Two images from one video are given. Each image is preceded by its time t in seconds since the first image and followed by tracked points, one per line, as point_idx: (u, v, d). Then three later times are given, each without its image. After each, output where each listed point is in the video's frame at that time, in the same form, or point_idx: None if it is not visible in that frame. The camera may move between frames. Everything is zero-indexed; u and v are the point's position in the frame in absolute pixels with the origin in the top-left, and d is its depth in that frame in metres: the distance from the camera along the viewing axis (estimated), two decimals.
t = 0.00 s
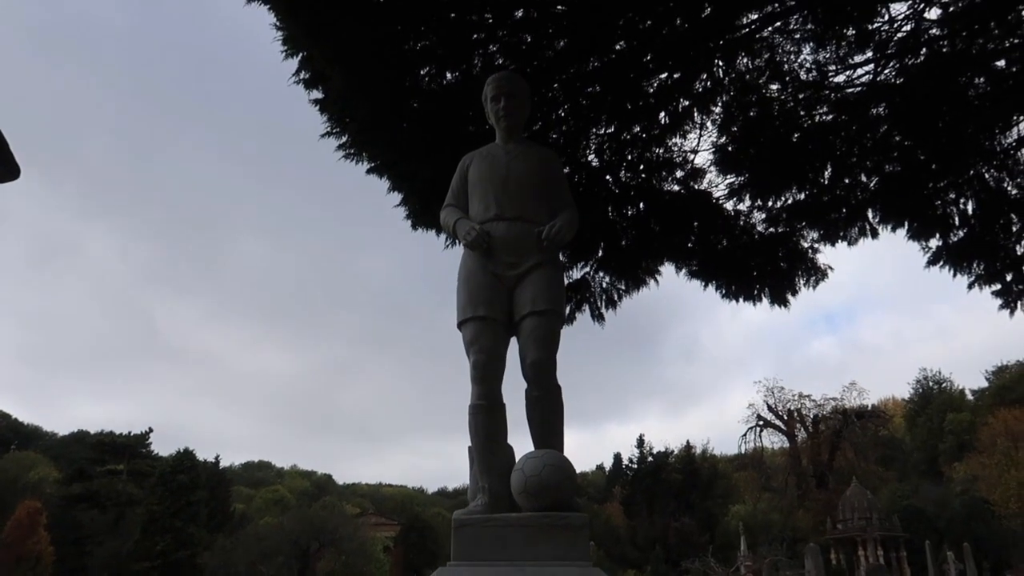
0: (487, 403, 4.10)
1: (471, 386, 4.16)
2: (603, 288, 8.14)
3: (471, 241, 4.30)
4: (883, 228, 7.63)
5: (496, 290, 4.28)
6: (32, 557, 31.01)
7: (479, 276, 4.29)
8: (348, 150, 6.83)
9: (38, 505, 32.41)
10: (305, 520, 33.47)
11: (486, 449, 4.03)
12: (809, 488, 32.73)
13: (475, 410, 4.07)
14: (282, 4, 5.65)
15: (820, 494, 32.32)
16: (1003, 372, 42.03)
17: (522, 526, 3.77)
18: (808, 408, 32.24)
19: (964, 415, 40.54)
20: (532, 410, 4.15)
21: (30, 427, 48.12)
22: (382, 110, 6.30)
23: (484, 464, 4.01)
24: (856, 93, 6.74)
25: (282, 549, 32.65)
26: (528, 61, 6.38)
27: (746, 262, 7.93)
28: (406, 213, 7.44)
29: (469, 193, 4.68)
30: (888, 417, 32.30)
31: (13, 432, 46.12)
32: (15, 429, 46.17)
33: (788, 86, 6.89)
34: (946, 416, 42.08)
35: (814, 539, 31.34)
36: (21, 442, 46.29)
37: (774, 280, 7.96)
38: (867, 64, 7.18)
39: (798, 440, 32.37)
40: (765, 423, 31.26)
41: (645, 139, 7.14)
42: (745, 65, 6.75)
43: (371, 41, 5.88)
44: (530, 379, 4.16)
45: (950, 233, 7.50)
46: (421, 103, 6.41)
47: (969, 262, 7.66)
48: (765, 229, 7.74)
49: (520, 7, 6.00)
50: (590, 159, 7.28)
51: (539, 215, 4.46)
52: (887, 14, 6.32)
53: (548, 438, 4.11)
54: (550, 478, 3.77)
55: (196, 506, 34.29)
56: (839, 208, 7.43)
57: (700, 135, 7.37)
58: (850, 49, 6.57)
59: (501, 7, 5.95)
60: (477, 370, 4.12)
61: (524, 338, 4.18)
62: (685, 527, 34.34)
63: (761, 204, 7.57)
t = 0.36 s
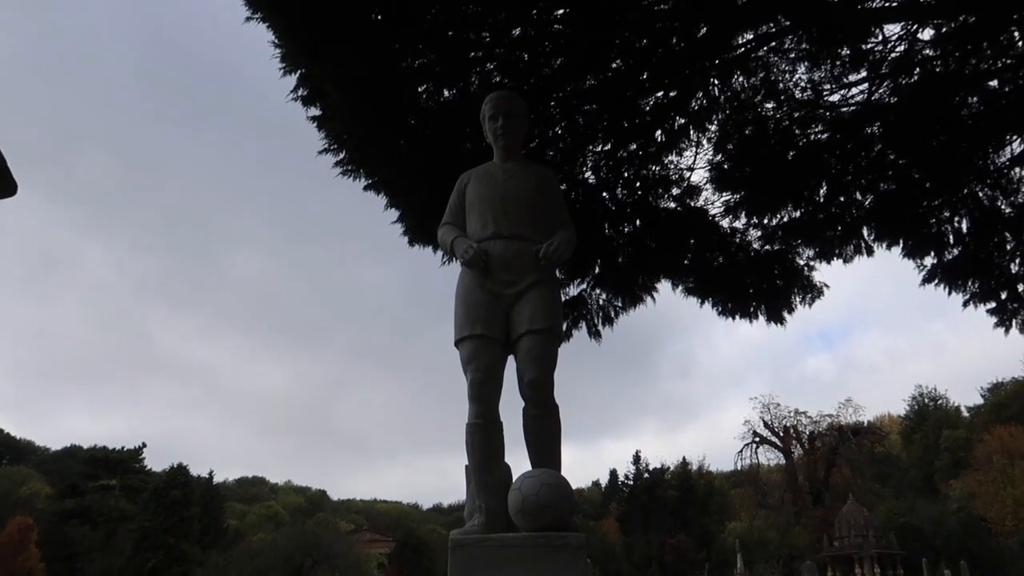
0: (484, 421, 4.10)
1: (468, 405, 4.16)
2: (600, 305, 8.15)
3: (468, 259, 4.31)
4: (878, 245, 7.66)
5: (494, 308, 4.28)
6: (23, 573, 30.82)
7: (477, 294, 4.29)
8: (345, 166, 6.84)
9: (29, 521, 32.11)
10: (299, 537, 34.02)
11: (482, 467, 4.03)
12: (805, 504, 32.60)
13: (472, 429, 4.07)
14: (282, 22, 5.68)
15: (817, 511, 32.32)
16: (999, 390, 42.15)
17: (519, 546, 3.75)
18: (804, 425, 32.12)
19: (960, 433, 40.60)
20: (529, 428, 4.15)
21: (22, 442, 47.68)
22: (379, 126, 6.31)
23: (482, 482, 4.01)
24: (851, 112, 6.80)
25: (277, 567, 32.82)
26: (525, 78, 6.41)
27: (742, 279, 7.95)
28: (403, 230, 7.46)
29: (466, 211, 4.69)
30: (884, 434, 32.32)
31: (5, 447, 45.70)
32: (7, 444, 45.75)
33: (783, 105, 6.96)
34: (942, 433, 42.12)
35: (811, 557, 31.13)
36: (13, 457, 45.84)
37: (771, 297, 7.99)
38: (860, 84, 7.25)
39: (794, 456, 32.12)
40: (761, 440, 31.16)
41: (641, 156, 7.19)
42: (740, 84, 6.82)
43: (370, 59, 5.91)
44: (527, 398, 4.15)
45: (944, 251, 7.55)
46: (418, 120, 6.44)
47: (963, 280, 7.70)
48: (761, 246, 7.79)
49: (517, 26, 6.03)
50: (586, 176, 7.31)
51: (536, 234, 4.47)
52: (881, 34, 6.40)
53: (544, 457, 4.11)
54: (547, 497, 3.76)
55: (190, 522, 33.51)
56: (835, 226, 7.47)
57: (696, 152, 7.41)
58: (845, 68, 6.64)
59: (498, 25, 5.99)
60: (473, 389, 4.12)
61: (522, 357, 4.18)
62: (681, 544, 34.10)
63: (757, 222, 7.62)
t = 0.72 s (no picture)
0: (482, 431, 4.10)
1: (466, 415, 4.17)
2: (597, 315, 8.14)
3: (467, 270, 4.32)
4: (875, 255, 7.69)
5: (492, 319, 4.29)
6: None
7: (475, 304, 4.30)
8: (343, 176, 6.85)
9: (23, 531, 31.91)
10: (295, 546, 33.85)
11: (481, 478, 4.02)
12: (803, 513, 32.56)
13: (471, 439, 4.07)
14: (281, 31, 5.71)
15: (815, 520, 32.30)
16: (995, 399, 42.23)
17: (518, 557, 3.74)
18: (802, 434, 32.05)
19: (957, 442, 40.66)
20: (528, 438, 4.14)
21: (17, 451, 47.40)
22: (377, 136, 6.32)
23: (480, 493, 4.00)
24: (847, 123, 6.84)
25: None
26: (523, 89, 6.44)
27: (739, 290, 7.97)
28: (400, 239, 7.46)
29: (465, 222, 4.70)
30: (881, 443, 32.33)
31: None
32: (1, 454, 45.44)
33: (780, 116, 7.00)
34: (939, 443, 42.13)
35: (809, 567, 31.03)
36: (7, 467, 45.51)
37: (768, 307, 8.01)
38: (855, 95, 7.29)
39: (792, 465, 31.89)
40: (759, 449, 31.11)
41: (639, 167, 7.22)
42: (737, 95, 6.87)
43: (368, 69, 5.93)
44: (525, 408, 4.15)
45: (940, 261, 7.58)
46: (416, 130, 6.47)
47: (960, 290, 7.72)
48: (758, 256, 7.81)
49: (515, 37, 6.06)
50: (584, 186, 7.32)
51: (534, 245, 4.48)
52: (876, 46, 6.45)
53: (542, 467, 4.11)
54: (545, 508, 3.75)
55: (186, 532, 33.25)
56: (832, 236, 7.51)
57: (693, 163, 7.44)
58: (840, 80, 6.72)
59: (496, 36, 6.02)
60: (471, 399, 4.13)
61: (520, 367, 4.18)
62: (680, 554, 33.96)
63: (754, 232, 7.64)
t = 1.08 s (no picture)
0: (481, 429, 4.09)
1: (464, 415, 4.16)
2: (595, 315, 8.15)
3: (465, 269, 4.32)
4: (873, 255, 7.70)
5: (490, 318, 4.28)
6: None
7: (474, 303, 4.29)
8: (341, 176, 6.83)
9: (20, 531, 31.75)
10: (292, 546, 33.73)
11: (480, 476, 4.01)
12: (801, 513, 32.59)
13: (470, 438, 4.06)
14: (279, 31, 5.70)
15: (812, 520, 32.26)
16: (992, 400, 42.29)
17: (517, 556, 3.74)
18: (799, 434, 31.67)
19: (953, 443, 40.72)
20: (526, 437, 4.14)
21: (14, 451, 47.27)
22: (376, 136, 6.31)
23: (479, 492, 4.00)
24: (845, 124, 6.85)
25: None
26: (521, 89, 6.43)
27: (738, 290, 7.98)
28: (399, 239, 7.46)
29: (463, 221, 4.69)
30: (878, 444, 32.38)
31: None
32: None
33: (778, 115, 7.01)
34: (936, 443, 42.19)
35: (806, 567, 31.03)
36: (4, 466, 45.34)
37: (766, 306, 8.01)
38: (853, 95, 7.30)
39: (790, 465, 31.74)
40: (756, 449, 31.11)
41: (637, 167, 7.22)
42: (736, 95, 6.89)
43: (367, 69, 5.93)
44: (524, 407, 4.15)
45: (938, 261, 7.59)
46: (415, 130, 6.46)
47: (957, 290, 7.74)
48: (756, 256, 7.82)
49: (513, 37, 6.05)
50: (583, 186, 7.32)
51: (533, 245, 4.47)
52: (874, 47, 6.45)
53: (541, 466, 4.11)
54: (543, 507, 3.74)
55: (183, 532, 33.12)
56: (829, 236, 7.52)
57: (691, 163, 7.45)
58: (838, 80, 6.73)
59: (495, 36, 6.01)
60: (469, 398, 4.12)
61: (519, 366, 4.18)
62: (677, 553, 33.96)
63: (752, 232, 7.64)
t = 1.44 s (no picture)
0: (480, 422, 4.10)
1: (463, 408, 4.16)
2: (594, 308, 8.16)
3: (464, 261, 4.32)
4: (870, 249, 7.72)
5: (489, 312, 4.29)
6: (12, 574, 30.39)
7: (473, 297, 4.30)
8: (340, 169, 6.82)
9: (18, 524, 31.82)
10: (290, 538, 33.79)
11: (479, 469, 4.03)
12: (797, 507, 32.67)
13: (469, 430, 4.07)
14: (277, 24, 5.68)
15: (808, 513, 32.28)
16: (988, 394, 42.39)
17: (516, 548, 3.75)
18: (797, 427, 32.30)
19: (948, 436, 40.84)
20: (524, 430, 4.14)
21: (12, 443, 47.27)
22: (375, 128, 6.30)
23: (478, 485, 4.01)
24: (844, 118, 6.85)
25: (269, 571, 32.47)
26: (520, 82, 6.41)
27: (736, 283, 7.99)
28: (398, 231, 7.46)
29: (462, 214, 4.69)
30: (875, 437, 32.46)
31: None
32: None
33: (777, 109, 7.00)
34: (932, 437, 42.30)
35: (802, 559, 31.12)
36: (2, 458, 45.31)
37: (764, 300, 8.02)
38: (852, 89, 7.29)
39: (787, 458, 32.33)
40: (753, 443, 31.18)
41: (636, 160, 7.22)
42: (735, 88, 6.89)
43: (366, 60, 5.90)
44: (522, 400, 4.15)
45: (936, 255, 7.61)
46: (414, 123, 6.45)
47: (954, 284, 7.76)
48: (754, 250, 7.83)
49: (513, 30, 6.03)
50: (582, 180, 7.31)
51: (532, 238, 4.46)
52: (873, 41, 6.44)
53: (539, 459, 4.12)
54: (542, 500, 3.76)
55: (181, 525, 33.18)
56: (828, 230, 7.53)
57: (690, 157, 7.45)
58: (838, 75, 6.72)
59: (494, 29, 5.99)
60: (469, 391, 4.13)
61: (517, 360, 4.19)
62: (674, 545, 34.04)
63: (751, 226, 7.65)
